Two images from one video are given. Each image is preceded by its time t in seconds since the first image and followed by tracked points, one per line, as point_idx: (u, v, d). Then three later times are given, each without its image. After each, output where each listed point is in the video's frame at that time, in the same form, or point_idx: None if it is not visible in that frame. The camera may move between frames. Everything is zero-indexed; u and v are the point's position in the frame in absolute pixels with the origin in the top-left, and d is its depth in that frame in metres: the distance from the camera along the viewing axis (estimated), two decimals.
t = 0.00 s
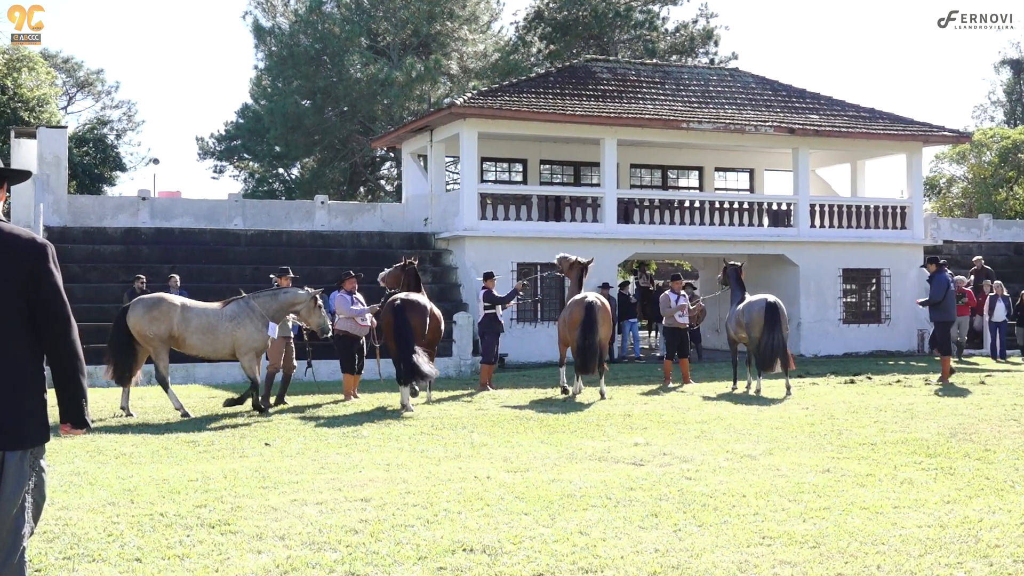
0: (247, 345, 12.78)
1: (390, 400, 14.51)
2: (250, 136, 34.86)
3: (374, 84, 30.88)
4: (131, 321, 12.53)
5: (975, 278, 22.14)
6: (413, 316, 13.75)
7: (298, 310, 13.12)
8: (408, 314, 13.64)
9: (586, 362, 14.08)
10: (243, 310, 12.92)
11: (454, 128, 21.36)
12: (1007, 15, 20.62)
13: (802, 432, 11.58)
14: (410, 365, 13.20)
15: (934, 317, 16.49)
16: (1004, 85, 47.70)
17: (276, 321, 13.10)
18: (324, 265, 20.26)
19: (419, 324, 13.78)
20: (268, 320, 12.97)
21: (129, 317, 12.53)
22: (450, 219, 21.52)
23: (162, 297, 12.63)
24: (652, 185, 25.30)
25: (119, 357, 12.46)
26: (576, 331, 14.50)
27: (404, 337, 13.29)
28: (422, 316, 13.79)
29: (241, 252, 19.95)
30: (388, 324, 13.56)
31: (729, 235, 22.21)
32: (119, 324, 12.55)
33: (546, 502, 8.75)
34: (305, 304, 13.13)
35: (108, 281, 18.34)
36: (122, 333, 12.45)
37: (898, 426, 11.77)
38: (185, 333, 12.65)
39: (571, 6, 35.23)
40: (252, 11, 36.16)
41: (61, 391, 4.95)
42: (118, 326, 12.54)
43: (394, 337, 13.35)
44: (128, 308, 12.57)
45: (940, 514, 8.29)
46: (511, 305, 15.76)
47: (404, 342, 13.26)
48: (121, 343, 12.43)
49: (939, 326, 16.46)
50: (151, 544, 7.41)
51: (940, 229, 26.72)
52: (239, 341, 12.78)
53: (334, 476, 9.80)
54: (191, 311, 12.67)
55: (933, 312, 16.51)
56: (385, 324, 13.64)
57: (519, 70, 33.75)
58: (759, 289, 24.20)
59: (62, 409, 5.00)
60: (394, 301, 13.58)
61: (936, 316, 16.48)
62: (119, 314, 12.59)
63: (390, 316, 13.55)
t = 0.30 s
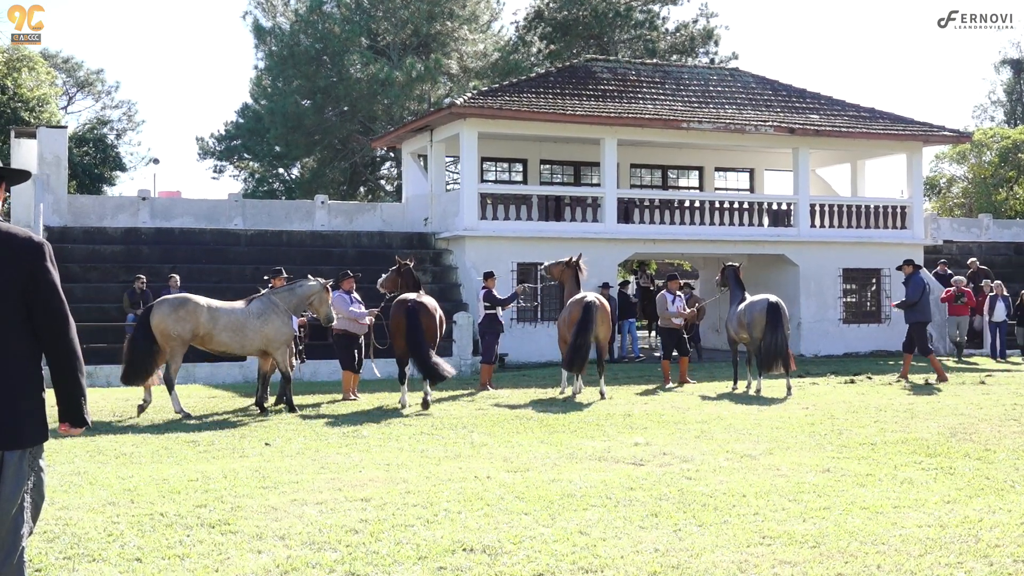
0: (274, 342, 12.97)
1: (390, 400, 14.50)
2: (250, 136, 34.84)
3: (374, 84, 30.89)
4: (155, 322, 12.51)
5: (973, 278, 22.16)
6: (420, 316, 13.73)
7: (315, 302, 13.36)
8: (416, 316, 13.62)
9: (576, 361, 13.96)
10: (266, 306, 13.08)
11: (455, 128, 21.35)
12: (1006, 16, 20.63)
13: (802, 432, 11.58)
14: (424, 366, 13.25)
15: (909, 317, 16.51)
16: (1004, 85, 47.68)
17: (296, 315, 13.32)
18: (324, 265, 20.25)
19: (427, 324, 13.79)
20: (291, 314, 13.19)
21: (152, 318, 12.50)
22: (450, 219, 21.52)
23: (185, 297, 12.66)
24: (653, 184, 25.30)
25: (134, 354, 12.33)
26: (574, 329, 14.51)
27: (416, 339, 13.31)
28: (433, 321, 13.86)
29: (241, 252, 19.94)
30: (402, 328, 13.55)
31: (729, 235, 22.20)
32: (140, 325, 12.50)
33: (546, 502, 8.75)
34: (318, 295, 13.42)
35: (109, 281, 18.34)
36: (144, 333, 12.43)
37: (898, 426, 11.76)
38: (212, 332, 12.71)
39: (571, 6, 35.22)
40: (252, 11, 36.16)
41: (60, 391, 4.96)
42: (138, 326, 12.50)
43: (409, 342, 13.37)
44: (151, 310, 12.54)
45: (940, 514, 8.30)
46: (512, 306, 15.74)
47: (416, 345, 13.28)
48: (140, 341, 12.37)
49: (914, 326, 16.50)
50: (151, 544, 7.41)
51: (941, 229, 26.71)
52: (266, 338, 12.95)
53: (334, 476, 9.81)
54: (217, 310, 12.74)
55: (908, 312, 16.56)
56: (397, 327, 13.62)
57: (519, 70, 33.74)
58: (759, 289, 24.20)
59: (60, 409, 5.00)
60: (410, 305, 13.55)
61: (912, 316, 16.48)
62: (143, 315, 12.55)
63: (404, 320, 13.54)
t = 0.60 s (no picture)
0: (291, 339, 13.24)
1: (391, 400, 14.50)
2: (251, 136, 34.82)
3: (375, 84, 30.90)
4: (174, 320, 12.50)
5: (973, 278, 22.18)
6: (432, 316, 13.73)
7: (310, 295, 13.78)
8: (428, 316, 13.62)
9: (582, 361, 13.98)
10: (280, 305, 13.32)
11: (455, 128, 21.35)
12: (1007, 15, 20.65)
13: (803, 431, 11.57)
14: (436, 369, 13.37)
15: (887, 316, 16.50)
16: (1005, 84, 47.62)
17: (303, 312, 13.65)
18: (325, 265, 20.25)
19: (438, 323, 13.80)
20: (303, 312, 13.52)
21: (173, 317, 12.49)
22: (450, 219, 21.54)
23: (204, 295, 12.68)
24: (653, 184, 25.30)
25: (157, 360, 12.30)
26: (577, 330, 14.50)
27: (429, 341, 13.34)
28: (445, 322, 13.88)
29: (241, 251, 19.95)
30: (416, 330, 13.57)
31: (729, 235, 22.20)
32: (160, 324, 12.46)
33: (547, 502, 8.76)
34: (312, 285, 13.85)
35: (109, 281, 18.35)
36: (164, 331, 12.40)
37: (899, 426, 11.75)
38: (233, 331, 12.81)
39: (571, 6, 35.21)
40: (252, 11, 36.16)
41: (60, 390, 4.96)
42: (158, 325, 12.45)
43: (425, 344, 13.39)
44: (171, 309, 12.51)
45: (941, 514, 8.30)
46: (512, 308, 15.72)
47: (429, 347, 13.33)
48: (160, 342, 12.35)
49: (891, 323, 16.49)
50: (152, 544, 7.41)
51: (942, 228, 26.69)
52: (285, 337, 13.20)
53: (334, 476, 9.82)
54: (237, 310, 12.85)
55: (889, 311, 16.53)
56: (410, 328, 13.62)
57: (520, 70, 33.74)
58: (759, 289, 24.19)
59: (60, 409, 5.00)
60: (425, 306, 13.52)
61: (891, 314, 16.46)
62: (162, 314, 12.50)
63: (419, 322, 13.55)
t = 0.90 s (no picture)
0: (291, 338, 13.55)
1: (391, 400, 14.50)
2: (251, 136, 34.81)
3: (375, 84, 30.89)
4: (193, 324, 12.48)
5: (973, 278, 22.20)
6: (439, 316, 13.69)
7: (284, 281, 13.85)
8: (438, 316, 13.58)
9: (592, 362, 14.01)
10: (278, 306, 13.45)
11: (455, 128, 21.35)
12: (1007, 15, 20.64)
13: (803, 431, 11.56)
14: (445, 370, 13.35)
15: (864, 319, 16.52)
16: (1005, 84, 47.58)
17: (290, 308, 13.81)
18: (325, 265, 20.24)
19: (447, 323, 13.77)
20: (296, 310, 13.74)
21: (190, 320, 12.45)
22: (450, 219, 21.52)
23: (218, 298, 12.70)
24: (653, 184, 25.30)
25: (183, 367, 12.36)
26: (582, 329, 14.47)
27: (440, 342, 13.33)
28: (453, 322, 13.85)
29: (241, 251, 19.95)
30: (425, 329, 13.55)
31: (729, 235, 22.20)
32: (179, 329, 12.41)
33: (547, 502, 8.77)
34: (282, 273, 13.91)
35: (109, 281, 18.35)
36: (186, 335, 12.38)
37: (899, 426, 11.74)
38: (247, 334, 12.87)
39: (571, 5, 35.22)
40: (252, 11, 36.16)
41: (59, 391, 4.96)
42: (176, 330, 12.40)
43: (434, 343, 13.37)
44: (188, 313, 12.46)
45: (942, 513, 8.30)
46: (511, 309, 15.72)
47: (439, 348, 13.31)
48: (183, 349, 12.36)
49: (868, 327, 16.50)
50: (152, 544, 7.41)
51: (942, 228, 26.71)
52: (289, 338, 13.43)
53: (335, 476, 9.85)
54: (252, 313, 12.89)
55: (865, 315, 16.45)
56: (419, 328, 13.60)
57: (520, 70, 33.76)
58: (759, 289, 24.20)
59: (59, 409, 5.00)
60: (435, 305, 13.50)
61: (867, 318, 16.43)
62: (178, 318, 12.43)
63: (428, 322, 13.53)
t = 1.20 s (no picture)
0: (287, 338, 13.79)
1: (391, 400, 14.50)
2: (251, 136, 34.80)
3: (375, 84, 30.87)
4: (212, 322, 12.61)
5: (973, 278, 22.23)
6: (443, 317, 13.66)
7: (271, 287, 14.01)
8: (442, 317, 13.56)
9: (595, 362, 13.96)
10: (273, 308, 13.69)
11: (455, 128, 21.34)
12: (1007, 15, 20.65)
13: (803, 431, 11.56)
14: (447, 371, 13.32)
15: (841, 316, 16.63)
16: (1005, 85, 47.58)
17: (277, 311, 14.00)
18: (325, 265, 20.25)
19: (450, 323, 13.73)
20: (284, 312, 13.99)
21: (210, 318, 12.58)
22: (450, 219, 21.51)
23: (235, 297, 12.88)
24: (653, 184, 25.29)
25: (201, 363, 12.50)
26: (586, 330, 14.42)
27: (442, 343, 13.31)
28: (458, 324, 13.82)
29: (241, 251, 19.96)
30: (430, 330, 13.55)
31: (729, 235, 22.20)
32: (199, 326, 12.49)
33: (547, 502, 8.78)
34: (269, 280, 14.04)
35: (109, 281, 18.35)
36: (208, 333, 12.49)
37: (899, 426, 11.72)
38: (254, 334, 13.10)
39: (571, 6, 35.23)
40: (252, 11, 36.14)
41: (60, 391, 4.95)
42: (196, 326, 12.48)
43: (438, 344, 13.35)
44: (209, 311, 12.57)
45: (942, 513, 8.31)
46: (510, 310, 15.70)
47: (442, 349, 13.29)
48: (202, 345, 12.47)
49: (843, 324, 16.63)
50: (152, 544, 7.41)
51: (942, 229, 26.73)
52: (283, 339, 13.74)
53: (335, 476, 9.88)
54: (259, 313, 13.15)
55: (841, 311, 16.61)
56: (424, 328, 13.60)
57: (520, 70, 33.77)
58: (759, 289, 24.20)
59: (59, 410, 4.99)
60: (439, 306, 13.49)
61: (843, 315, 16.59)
62: (197, 316, 12.51)
63: (433, 323, 13.52)
